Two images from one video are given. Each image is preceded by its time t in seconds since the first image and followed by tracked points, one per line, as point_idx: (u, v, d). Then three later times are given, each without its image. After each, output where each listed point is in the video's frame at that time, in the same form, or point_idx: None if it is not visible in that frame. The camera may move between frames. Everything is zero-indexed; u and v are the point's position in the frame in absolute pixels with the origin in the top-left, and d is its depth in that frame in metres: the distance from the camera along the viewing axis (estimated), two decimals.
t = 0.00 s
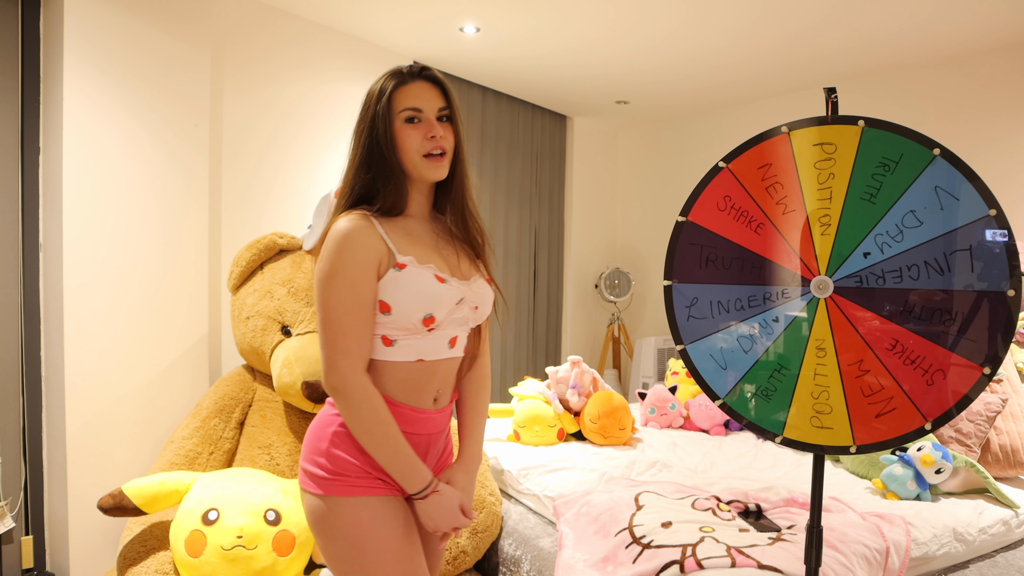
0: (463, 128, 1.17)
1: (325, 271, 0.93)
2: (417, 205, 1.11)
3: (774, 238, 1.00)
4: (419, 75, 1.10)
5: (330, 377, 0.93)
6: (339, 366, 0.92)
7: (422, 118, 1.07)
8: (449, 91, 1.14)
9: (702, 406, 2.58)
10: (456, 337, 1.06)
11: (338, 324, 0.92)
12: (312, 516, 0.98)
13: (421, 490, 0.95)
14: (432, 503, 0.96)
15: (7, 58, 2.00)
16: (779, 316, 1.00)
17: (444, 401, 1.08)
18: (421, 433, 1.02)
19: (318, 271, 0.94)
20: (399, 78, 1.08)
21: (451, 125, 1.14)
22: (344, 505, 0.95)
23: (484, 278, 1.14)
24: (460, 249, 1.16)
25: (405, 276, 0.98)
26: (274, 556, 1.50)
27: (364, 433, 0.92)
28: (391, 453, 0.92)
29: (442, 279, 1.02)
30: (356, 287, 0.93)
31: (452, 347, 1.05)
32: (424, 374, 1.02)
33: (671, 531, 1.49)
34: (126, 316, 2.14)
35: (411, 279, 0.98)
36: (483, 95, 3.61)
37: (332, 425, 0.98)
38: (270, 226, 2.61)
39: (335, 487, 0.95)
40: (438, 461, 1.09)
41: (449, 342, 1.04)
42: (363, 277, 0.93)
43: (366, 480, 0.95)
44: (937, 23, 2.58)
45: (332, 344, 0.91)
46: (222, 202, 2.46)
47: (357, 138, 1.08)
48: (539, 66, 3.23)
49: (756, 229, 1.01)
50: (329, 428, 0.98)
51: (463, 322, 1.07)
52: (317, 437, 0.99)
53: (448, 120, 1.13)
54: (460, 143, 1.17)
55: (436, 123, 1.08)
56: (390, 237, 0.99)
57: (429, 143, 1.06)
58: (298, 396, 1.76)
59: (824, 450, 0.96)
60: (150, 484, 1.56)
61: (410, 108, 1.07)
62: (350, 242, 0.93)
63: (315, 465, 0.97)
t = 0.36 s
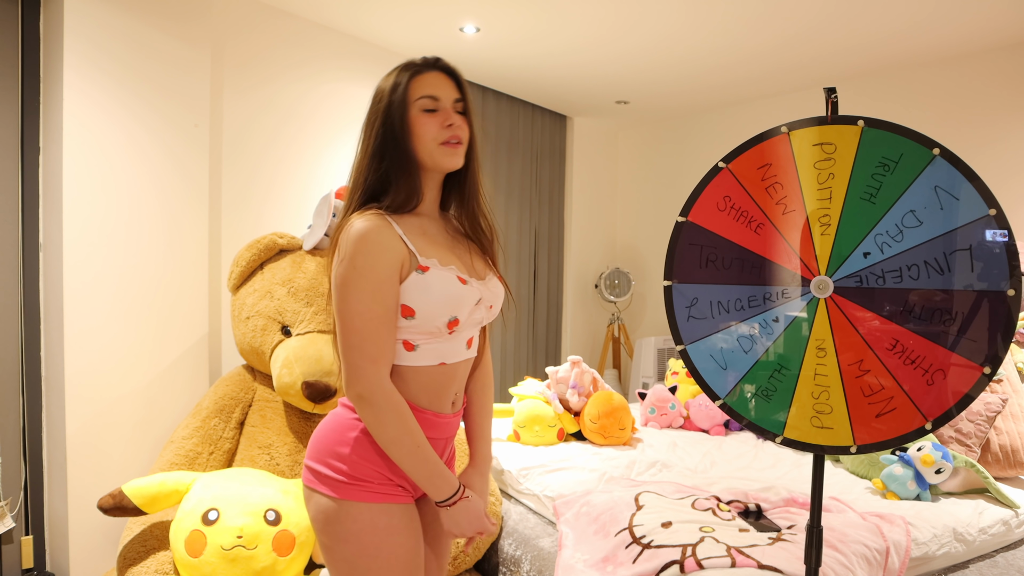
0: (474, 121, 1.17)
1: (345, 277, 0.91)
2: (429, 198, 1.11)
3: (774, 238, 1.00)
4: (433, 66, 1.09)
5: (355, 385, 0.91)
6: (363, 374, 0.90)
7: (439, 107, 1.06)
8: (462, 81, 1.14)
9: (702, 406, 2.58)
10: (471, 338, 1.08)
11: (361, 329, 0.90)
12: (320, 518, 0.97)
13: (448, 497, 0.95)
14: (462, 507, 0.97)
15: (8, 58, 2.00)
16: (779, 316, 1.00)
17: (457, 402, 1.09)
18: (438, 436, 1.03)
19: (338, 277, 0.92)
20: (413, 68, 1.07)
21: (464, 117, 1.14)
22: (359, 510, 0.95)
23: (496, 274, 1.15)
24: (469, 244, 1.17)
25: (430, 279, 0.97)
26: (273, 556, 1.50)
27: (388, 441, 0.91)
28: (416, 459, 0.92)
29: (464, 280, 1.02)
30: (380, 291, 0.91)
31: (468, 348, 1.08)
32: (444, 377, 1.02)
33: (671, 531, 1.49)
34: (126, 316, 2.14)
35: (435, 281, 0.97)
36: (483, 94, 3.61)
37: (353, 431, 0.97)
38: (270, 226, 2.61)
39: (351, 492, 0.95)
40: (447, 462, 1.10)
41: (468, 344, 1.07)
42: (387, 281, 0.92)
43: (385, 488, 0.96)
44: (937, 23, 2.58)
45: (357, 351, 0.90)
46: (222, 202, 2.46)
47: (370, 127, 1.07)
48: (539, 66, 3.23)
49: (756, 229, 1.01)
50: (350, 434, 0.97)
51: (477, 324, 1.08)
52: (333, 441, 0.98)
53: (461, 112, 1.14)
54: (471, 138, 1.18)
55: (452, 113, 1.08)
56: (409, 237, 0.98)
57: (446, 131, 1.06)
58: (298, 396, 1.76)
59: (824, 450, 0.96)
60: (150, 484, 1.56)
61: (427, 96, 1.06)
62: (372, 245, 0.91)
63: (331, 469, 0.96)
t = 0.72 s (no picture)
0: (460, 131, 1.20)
1: (369, 278, 0.89)
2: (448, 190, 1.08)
3: (773, 238, 1.00)
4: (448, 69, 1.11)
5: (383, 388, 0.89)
6: (390, 376, 0.88)
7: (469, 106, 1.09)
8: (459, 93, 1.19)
9: (702, 406, 2.58)
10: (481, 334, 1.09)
11: (385, 329, 0.88)
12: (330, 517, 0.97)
13: (470, 486, 0.93)
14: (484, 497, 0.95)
15: (8, 58, 2.00)
16: (779, 317, 1.00)
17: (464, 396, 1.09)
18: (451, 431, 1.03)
19: (362, 279, 0.90)
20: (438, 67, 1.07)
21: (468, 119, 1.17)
22: (376, 506, 0.94)
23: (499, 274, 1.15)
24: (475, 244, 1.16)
25: (453, 280, 0.96)
26: (274, 556, 1.50)
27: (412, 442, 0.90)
28: (440, 456, 0.90)
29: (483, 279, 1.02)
30: (404, 291, 0.89)
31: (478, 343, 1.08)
32: (460, 374, 1.03)
33: (671, 531, 1.49)
34: (126, 316, 2.14)
35: (458, 282, 0.97)
36: (483, 94, 3.61)
37: (375, 432, 0.96)
38: (270, 226, 2.61)
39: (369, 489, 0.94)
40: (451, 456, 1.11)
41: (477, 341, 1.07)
42: (411, 282, 0.90)
43: (403, 486, 0.97)
44: (937, 23, 2.58)
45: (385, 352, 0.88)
46: (222, 202, 2.46)
47: (408, 102, 1.01)
48: (538, 66, 3.23)
49: (756, 229, 1.01)
50: (371, 435, 0.96)
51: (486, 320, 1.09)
52: (346, 439, 0.97)
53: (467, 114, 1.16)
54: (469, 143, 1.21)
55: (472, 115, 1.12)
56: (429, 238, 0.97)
57: (475, 128, 1.09)
58: (298, 396, 1.76)
59: (824, 450, 0.96)
60: (150, 484, 1.56)
61: (463, 92, 1.08)
62: (394, 245, 0.90)
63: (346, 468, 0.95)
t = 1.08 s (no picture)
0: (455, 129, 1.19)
1: (358, 277, 0.90)
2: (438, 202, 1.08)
3: (773, 238, 1.00)
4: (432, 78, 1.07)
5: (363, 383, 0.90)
6: (371, 373, 0.90)
7: (454, 118, 1.06)
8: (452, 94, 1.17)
9: (702, 406, 2.58)
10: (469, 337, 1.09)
11: (371, 330, 0.89)
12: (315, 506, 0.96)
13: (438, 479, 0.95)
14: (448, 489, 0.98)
15: (7, 57, 2.00)
16: (779, 317, 1.00)
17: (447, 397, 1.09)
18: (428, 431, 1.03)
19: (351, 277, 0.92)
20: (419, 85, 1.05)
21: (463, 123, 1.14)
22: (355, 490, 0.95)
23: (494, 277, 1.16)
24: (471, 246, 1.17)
25: (441, 287, 0.96)
26: (274, 556, 1.50)
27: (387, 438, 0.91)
28: (415, 452, 0.91)
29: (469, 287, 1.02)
30: (390, 296, 0.90)
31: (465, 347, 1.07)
32: (444, 376, 1.02)
33: (671, 531, 1.48)
34: (126, 316, 2.14)
35: (446, 289, 0.97)
36: (483, 94, 3.61)
37: (354, 417, 0.96)
38: (270, 226, 2.61)
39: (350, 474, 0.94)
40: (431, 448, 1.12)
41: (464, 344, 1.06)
42: (399, 286, 0.91)
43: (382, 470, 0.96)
44: (937, 23, 2.58)
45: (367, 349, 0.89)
46: (222, 202, 2.46)
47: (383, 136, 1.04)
48: (538, 66, 3.23)
49: (756, 229, 1.01)
50: (350, 420, 0.96)
51: (474, 324, 1.08)
52: (328, 425, 0.97)
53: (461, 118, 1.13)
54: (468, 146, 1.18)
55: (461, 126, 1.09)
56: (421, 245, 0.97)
57: (462, 141, 1.06)
58: (298, 396, 1.76)
59: (824, 450, 0.96)
60: (150, 484, 1.56)
61: (442, 107, 1.05)
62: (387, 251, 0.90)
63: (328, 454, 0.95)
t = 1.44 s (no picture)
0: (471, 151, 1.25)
1: (315, 264, 0.94)
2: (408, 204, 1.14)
3: (773, 238, 1.00)
4: (441, 99, 1.15)
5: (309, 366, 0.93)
6: (318, 357, 0.92)
7: (436, 134, 1.10)
8: (469, 115, 1.23)
9: (702, 406, 2.58)
10: (433, 333, 1.12)
11: (322, 314, 0.93)
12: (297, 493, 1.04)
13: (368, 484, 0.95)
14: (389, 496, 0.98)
15: (7, 57, 2.00)
16: (779, 316, 1.00)
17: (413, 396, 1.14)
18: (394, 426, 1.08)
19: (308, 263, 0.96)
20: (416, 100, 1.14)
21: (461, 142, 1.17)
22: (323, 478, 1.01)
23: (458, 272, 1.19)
24: (441, 249, 1.20)
25: (390, 281, 1.01)
26: (274, 556, 1.50)
27: (328, 423, 0.92)
28: (350, 447, 0.93)
29: (423, 280, 1.06)
30: (342, 284, 0.94)
31: (429, 342, 1.12)
32: (403, 370, 1.07)
33: (671, 531, 1.48)
34: (126, 316, 2.14)
35: (395, 283, 1.01)
36: (483, 95, 3.61)
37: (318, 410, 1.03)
38: (270, 226, 2.61)
39: (318, 462, 1.01)
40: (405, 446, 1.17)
41: (428, 338, 1.11)
42: (350, 277, 0.95)
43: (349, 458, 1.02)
44: (937, 23, 2.59)
45: (316, 334, 0.92)
46: (222, 202, 2.46)
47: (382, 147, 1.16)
48: (538, 67, 3.23)
49: (756, 229, 1.01)
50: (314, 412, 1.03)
51: (439, 318, 1.13)
52: (302, 415, 1.04)
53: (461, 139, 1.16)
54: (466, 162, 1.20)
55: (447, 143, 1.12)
56: (377, 237, 1.02)
57: (432, 154, 1.10)
58: (298, 396, 1.76)
59: (824, 450, 0.96)
60: (150, 484, 1.56)
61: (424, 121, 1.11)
62: (344, 240, 0.95)
63: (298, 443, 1.02)
